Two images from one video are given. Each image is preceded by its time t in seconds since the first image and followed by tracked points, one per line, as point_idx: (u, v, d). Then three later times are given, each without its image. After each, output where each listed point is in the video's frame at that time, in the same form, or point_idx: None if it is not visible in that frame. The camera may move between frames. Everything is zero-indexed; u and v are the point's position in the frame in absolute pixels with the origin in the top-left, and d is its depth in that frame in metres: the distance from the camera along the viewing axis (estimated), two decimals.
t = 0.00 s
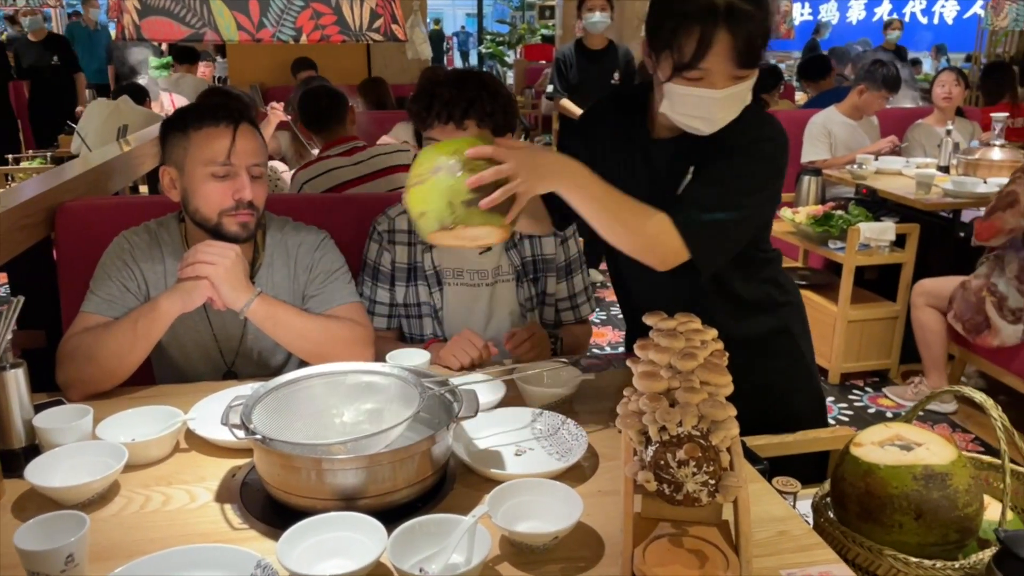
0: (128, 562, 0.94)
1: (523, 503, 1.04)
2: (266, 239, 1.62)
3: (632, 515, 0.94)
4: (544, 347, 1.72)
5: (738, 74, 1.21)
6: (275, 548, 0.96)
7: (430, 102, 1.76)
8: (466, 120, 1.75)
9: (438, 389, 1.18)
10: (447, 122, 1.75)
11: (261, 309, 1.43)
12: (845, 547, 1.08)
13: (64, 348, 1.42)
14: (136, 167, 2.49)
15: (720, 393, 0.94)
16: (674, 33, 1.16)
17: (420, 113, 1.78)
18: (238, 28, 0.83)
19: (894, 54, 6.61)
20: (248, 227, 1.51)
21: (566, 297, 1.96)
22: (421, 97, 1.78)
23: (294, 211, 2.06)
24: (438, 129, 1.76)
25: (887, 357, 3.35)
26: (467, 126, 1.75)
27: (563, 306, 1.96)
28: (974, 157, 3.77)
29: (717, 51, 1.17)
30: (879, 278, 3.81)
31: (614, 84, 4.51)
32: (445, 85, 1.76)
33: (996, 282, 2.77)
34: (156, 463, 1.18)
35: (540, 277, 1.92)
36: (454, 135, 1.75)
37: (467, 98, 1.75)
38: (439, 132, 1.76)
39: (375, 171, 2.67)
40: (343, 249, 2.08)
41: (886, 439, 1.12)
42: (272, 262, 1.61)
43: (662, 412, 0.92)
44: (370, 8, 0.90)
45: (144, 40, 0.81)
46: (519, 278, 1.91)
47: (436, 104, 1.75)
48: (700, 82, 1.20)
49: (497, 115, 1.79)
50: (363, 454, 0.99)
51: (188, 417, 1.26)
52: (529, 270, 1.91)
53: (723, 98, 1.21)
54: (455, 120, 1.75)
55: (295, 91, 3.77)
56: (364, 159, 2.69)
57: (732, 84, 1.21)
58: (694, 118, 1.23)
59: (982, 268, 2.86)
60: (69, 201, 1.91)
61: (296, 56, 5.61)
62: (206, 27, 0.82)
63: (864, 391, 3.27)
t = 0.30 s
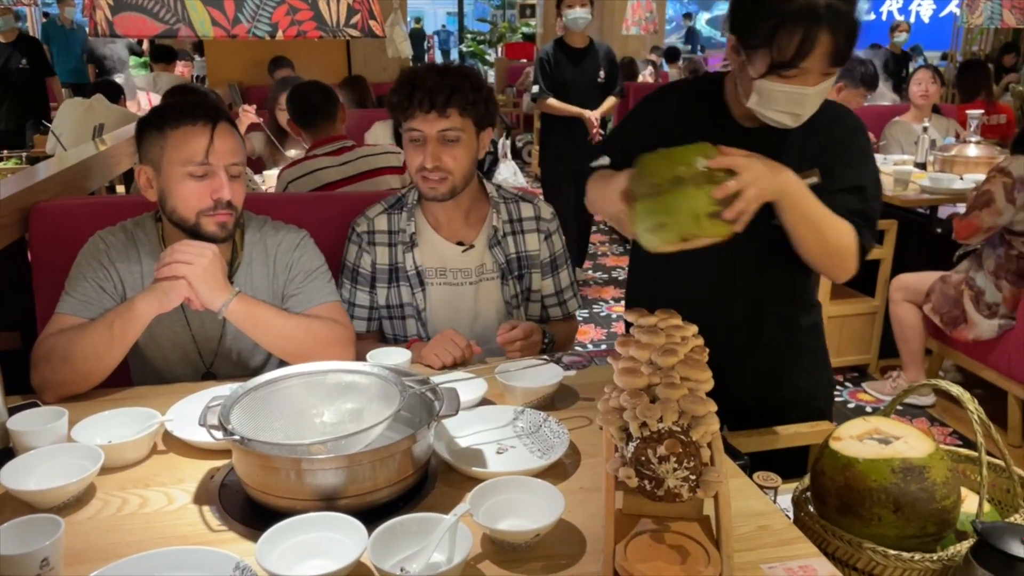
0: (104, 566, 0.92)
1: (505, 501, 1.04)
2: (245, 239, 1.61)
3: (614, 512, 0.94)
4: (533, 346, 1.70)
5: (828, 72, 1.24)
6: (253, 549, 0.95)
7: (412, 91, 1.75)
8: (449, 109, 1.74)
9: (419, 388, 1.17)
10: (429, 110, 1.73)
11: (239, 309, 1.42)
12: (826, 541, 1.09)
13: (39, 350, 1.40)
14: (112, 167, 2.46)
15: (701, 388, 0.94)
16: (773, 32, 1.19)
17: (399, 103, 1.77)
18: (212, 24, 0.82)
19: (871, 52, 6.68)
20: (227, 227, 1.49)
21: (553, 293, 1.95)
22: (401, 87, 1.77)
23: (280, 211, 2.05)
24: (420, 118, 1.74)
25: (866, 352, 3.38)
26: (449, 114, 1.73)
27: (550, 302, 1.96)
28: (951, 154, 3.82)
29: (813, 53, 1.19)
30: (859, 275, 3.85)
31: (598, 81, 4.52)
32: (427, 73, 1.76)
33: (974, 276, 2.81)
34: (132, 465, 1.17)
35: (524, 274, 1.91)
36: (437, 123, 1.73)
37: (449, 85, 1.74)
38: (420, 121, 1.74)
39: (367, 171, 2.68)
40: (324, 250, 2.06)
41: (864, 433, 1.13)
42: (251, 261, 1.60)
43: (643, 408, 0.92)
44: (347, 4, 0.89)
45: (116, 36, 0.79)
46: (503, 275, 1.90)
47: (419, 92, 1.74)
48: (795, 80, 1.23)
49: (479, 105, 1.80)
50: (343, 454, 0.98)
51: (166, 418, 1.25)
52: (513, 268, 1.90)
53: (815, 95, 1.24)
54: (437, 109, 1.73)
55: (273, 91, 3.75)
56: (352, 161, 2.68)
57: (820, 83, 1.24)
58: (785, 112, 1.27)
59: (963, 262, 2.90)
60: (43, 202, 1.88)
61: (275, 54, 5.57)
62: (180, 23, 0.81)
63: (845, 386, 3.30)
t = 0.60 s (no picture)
0: (86, 566, 0.92)
1: (490, 497, 1.04)
2: (226, 237, 1.60)
3: (598, 506, 0.94)
4: (514, 343, 1.71)
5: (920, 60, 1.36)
6: (237, 548, 0.94)
7: (363, 96, 1.70)
8: (403, 113, 1.70)
9: (402, 384, 1.17)
10: (383, 116, 1.69)
11: (222, 307, 1.41)
12: (809, 533, 1.10)
13: (18, 350, 1.39)
14: (90, 167, 2.43)
15: (684, 382, 0.95)
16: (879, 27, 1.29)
17: (352, 111, 1.73)
18: (191, 19, 0.81)
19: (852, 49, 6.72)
20: (210, 225, 1.48)
21: (532, 286, 1.97)
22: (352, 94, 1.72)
23: (263, 210, 2.03)
24: (374, 124, 1.70)
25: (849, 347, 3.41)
26: (403, 118, 1.70)
27: (530, 294, 1.97)
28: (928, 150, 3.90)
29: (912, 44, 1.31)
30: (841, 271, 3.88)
31: (585, 80, 4.51)
32: (375, 78, 1.72)
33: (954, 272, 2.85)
34: (112, 465, 1.16)
35: (500, 271, 1.92)
36: (392, 129, 1.70)
37: (400, 87, 1.71)
38: (375, 127, 1.70)
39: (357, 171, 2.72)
40: (308, 249, 2.06)
41: (846, 426, 1.14)
42: (233, 260, 1.59)
43: (626, 402, 0.93)
44: None
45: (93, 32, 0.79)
46: (479, 273, 1.90)
47: (371, 97, 1.69)
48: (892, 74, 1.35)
49: (435, 107, 1.76)
50: (327, 451, 0.98)
51: (147, 418, 1.24)
52: (488, 266, 1.90)
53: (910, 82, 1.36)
54: (391, 114, 1.70)
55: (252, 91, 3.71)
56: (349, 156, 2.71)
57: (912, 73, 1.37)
58: (887, 106, 1.37)
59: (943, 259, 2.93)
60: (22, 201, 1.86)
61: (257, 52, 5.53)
62: (159, 18, 0.81)
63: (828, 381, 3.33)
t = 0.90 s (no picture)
0: (77, 566, 0.91)
1: (481, 493, 1.05)
2: (214, 237, 1.59)
3: (587, 501, 0.96)
4: (502, 341, 1.72)
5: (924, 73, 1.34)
6: (229, 545, 0.95)
7: (334, 104, 1.68)
8: (375, 119, 1.69)
9: (392, 381, 1.18)
10: (355, 123, 1.68)
11: (209, 307, 1.41)
12: (795, 525, 1.11)
13: (4, 351, 1.38)
14: (74, 165, 2.41)
15: (671, 378, 0.96)
16: (866, 32, 1.31)
17: (322, 118, 1.70)
18: (179, 17, 0.81)
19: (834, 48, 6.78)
20: (198, 224, 1.48)
21: (514, 280, 1.99)
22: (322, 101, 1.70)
23: (247, 206, 2.03)
24: (346, 132, 1.69)
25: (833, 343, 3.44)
26: (375, 125, 1.69)
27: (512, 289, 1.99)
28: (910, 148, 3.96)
29: (905, 48, 1.29)
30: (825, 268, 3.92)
31: (578, 80, 4.46)
32: (344, 84, 1.70)
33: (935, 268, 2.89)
34: (101, 465, 1.15)
35: (481, 267, 1.93)
36: (365, 135, 1.69)
37: (370, 94, 1.69)
38: (347, 135, 1.70)
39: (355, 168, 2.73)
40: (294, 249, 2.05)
41: (830, 419, 1.16)
42: (220, 259, 1.59)
43: (615, 398, 0.94)
44: None
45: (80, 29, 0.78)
46: (460, 272, 1.90)
47: (339, 105, 1.67)
48: (886, 79, 1.34)
49: (405, 111, 1.75)
50: (318, 449, 0.98)
51: (136, 417, 1.23)
52: (469, 263, 1.91)
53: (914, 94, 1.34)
54: (363, 120, 1.68)
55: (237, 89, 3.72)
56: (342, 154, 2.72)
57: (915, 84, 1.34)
58: (879, 111, 1.36)
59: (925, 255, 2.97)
60: (6, 200, 1.85)
61: (241, 51, 5.50)
62: (147, 17, 0.80)
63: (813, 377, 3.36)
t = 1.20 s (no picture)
0: (72, 563, 0.92)
1: (473, 489, 1.07)
2: (204, 237, 1.60)
3: (577, 494, 0.98)
4: (493, 338, 1.72)
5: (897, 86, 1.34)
6: (224, 542, 0.96)
7: (347, 95, 1.69)
8: (387, 112, 1.69)
9: (385, 380, 1.19)
10: (367, 115, 1.69)
11: (200, 305, 1.41)
12: (780, 516, 1.14)
13: None
14: (60, 163, 2.40)
15: (658, 373, 0.98)
16: (835, 42, 1.34)
17: (334, 108, 1.70)
18: (171, 19, 0.82)
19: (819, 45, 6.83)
20: (188, 223, 1.48)
21: (511, 284, 1.97)
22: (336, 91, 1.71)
23: (235, 207, 2.05)
24: (358, 123, 1.69)
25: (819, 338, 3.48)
26: (387, 118, 1.69)
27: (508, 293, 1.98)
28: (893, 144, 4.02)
29: (870, 59, 1.31)
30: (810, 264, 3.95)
31: (581, 78, 4.45)
32: (358, 77, 1.71)
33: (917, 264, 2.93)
34: (94, 464, 1.16)
35: (477, 267, 1.92)
36: (376, 127, 1.69)
37: (383, 88, 1.70)
38: (360, 126, 1.70)
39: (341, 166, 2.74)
40: (285, 248, 2.06)
41: (816, 413, 1.19)
42: (210, 258, 1.59)
43: (604, 393, 0.96)
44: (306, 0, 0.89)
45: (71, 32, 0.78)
46: (456, 270, 1.90)
47: (353, 96, 1.68)
48: (858, 88, 1.37)
49: (417, 105, 1.75)
50: (310, 446, 0.99)
51: (129, 416, 1.24)
52: (465, 262, 1.91)
53: (883, 105, 1.35)
54: (375, 113, 1.69)
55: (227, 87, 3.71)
56: (331, 152, 2.73)
57: (889, 96, 1.35)
58: (855, 121, 1.40)
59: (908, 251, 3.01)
60: None
61: (227, 48, 5.47)
62: (137, 19, 0.81)
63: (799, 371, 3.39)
